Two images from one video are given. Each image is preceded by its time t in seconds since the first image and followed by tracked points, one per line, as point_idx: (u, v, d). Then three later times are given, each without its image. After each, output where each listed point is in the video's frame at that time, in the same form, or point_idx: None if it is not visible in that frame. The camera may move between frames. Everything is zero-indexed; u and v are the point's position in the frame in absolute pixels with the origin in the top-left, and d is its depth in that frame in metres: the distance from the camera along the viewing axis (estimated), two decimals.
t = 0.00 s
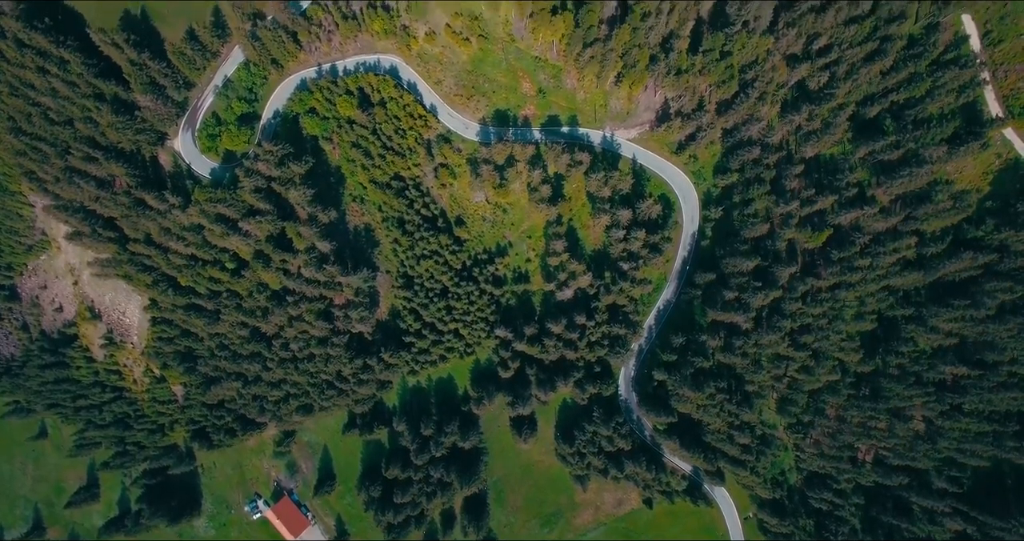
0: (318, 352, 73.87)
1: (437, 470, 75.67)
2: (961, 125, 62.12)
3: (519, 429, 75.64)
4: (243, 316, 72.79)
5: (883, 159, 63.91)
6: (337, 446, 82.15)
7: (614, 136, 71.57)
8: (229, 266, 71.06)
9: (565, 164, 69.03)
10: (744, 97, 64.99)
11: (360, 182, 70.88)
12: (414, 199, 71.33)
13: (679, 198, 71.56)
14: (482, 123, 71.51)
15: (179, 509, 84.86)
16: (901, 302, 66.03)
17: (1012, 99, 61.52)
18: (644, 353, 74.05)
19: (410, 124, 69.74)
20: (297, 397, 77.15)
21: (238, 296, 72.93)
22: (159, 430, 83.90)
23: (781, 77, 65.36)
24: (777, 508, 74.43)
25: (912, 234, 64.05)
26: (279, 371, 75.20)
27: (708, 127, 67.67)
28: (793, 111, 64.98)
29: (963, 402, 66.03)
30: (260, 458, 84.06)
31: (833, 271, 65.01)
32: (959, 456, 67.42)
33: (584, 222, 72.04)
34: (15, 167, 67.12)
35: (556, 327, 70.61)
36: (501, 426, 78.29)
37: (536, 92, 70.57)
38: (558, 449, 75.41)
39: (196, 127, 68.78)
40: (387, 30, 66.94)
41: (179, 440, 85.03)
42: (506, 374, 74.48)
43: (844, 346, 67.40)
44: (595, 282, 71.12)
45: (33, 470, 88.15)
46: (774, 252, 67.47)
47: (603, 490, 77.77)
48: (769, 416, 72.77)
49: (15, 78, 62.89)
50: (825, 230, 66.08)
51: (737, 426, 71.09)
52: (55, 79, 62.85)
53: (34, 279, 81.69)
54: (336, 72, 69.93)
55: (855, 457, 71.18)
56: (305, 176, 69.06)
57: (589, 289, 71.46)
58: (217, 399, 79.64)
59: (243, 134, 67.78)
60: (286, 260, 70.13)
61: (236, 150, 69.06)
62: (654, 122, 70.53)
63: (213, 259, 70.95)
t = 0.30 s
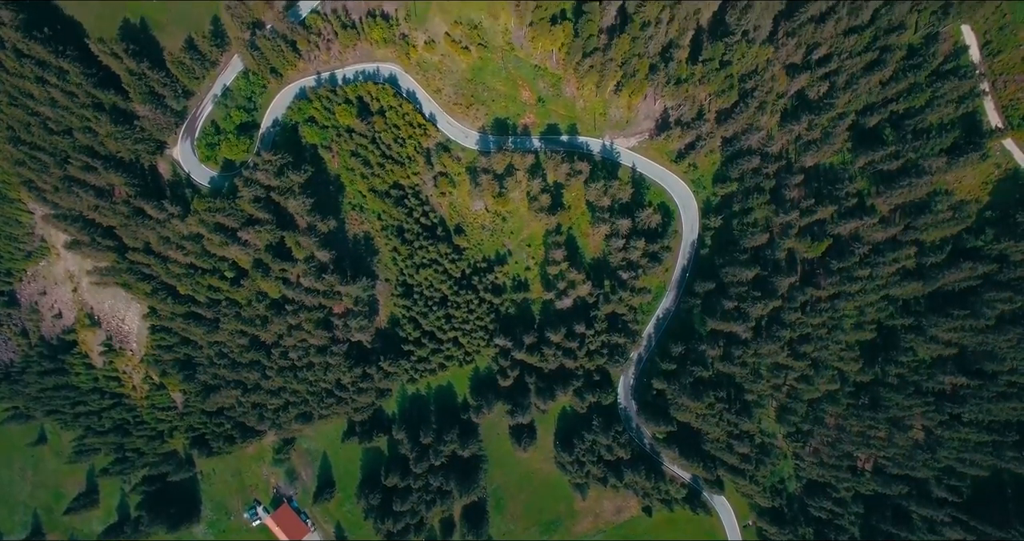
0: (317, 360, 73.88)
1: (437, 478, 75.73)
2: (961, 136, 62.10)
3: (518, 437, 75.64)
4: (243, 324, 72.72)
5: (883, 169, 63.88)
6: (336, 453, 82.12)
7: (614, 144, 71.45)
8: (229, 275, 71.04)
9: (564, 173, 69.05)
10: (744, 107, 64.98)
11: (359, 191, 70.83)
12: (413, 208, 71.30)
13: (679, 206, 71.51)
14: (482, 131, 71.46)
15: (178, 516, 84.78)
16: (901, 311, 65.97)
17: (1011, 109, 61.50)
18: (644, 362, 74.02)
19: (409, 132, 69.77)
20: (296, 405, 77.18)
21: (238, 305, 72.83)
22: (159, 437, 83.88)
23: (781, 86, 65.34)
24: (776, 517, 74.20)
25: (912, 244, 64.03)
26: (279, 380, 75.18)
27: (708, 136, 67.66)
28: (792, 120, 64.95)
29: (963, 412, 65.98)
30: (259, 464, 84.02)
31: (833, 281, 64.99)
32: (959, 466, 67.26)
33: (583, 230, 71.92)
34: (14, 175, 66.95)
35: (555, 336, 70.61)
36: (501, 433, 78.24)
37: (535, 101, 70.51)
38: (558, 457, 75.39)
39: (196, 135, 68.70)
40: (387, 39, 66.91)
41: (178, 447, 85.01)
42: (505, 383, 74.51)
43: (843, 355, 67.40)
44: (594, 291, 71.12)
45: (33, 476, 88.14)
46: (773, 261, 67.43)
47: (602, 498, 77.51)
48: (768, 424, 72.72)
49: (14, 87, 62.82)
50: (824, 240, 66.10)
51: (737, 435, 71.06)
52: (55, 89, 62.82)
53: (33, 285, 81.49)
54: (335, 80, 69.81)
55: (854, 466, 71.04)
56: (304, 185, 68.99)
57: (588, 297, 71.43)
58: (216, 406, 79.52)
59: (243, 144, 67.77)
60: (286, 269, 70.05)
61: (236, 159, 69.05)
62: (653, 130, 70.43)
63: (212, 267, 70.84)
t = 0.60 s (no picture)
0: (317, 371, 73.96)
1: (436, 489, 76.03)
2: (960, 147, 62.07)
3: (518, 447, 75.78)
4: (242, 334, 72.71)
5: (882, 181, 63.83)
6: (336, 462, 82.12)
7: (613, 154, 71.37)
8: (228, 285, 71.02)
9: (564, 184, 69.13)
10: (744, 118, 64.92)
11: (359, 201, 70.79)
12: (412, 218, 71.23)
13: (679, 216, 71.43)
14: (481, 142, 71.43)
15: (177, 524, 84.76)
16: (901, 323, 65.96)
17: (1010, 121, 61.53)
18: (644, 372, 74.00)
19: (408, 143, 69.75)
20: (296, 415, 77.22)
21: (237, 315, 72.77)
22: (158, 445, 83.90)
23: (781, 98, 65.29)
24: (776, 527, 73.95)
25: (911, 256, 64.04)
26: (278, 390, 75.19)
27: (707, 147, 67.66)
28: (792, 131, 64.89)
29: (963, 423, 65.96)
30: (259, 473, 84.00)
31: (832, 293, 65.02)
32: (959, 477, 67.19)
33: (582, 240, 71.81)
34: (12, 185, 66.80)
35: (555, 347, 70.65)
36: (500, 443, 78.22)
37: (535, 111, 70.45)
38: (557, 467, 75.40)
39: (194, 146, 68.62)
40: (385, 49, 66.84)
41: (178, 454, 85.03)
42: (505, 393, 74.54)
43: (843, 367, 67.45)
44: (593, 301, 71.13)
45: (32, 483, 88.15)
46: (773, 272, 67.41)
47: (602, 507, 77.18)
48: (768, 434, 72.69)
49: (13, 99, 62.76)
50: (823, 253, 66.17)
51: (736, 446, 71.09)
52: (54, 101, 62.77)
53: (32, 292, 81.28)
54: (334, 90, 69.67)
55: (854, 476, 70.70)
56: (303, 196, 68.95)
57: (588, 308, 71.44)
58: (216, 415, 79.43)
59: (242, 155, 67.75)
60: (285, 279, 70.00)
61: (235, 170, 69.05)
62: (653, 140, 70.28)
63: (211, 278, 70.80)
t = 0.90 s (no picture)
0: (316, 379, 73.95)
1: (435, 497, 75.94)
2: (960, 158, 62.10)
3: (517, 455, 75.76)
4: (241, 343, 72.66)
5: (882, 191, 63.81)
6: (335, 468, 82.05)
7: (613, 163, 71.30)
8: (227, 294, 70.97)
9: (563, 194, 69.11)
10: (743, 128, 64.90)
11: (358, 210, 70.75)
12: (412, 226, 71.22)
13: (678, 225, 71.39)
14: (480, 150, 71.40)
15: (176, 530, 84.73)
16: (900, 333, 65.94)
17: (1009, 132, 61.61)
18: (643, 380, 74.00)
19: (408, 152, 69.75)
20: (294, 423, 77.16)
21: (236, 323, 72.67)
22: (157, 451, 83.83)
23: (780, 107, 65.26)
24: (775, 535, 73.89)
25: (910, 266, 64.05)
26: (277, 398, 75.20)
27: (707, 156, 67.62)
28: (792, 141, 64.84)
29: (962, 433, 66.00)
30: (258, 479, 83.95)
31: (831, 303, 65.03)
32: (958, 487, 67.11)
33: (582, 249, 71.79)
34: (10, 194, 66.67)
35: (554, 356, 70.66)
36: (499, 450, 78.20)
37: (534, 120, 70.40)
38: (556, 475, 75.36)
39: (193, 155, 68.59)
40: (384, 58, 66.76)
41: (177, 461, 84.99)
42: (504, 401, 74.55)
43: (842, 377, 67.43)
44: (593, 310, 71.11)
45: (31, 489, 88.12)
46: (772, 282, 67.38)
47: (600, 515, 77.11)
48: (767, 443, 72.63)
49: (12, 109, 62.65)
50: (823, 263, 66.16)
51: (735, 455, 71.06)
52: (52, 110, 62.66)
53: (32, 298, 81.04)
54: (333, 99, 69.60)
55: (853, 484, 70.40)
56: (302, 205, 68.92)
57: (587, 316, 71.44)
58: (214, 423, 79.33)
59: (241, 164, 67.71)
60: (284, 288, 69.95)
61: (234, 179, 69.05)
62: (653, 149, 70.14)
63: (210, 287, 70.72)
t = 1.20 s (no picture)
0: (316, 389, 73.98)
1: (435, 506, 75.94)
2: (960, 169, 62.06)
3: (516, 465, 75.77)
4: (241, 353, 72.60)
5: (882, 202, 63.73)
6: (335, 476, 82.01)
7: (612, 173, 71.16)
8: (226, 304, 70.92)
9: (563, 204, 69.10)
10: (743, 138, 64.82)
11: (357, 219, 70.67)
12: (411, 236, 71.14)
13: (677, 235, 71.29)
14: (480, 160, 71.32)
15: (176, 537, 84.77)
16: (900, 344, 65.88)
17: (1009, 144, 61.68)
18: (642, 390, 73.96)
19: (407, 161, 69.66)
20: (294, 432, 77.22)
21: (236, 333, 72.60)
22: (157, 458, 83.84)
23: (780, 118, 65.16)
24: None
25: (910, 277, 64.04)
26: (277, 407, 75.20)
27: (707, 166, 67.50)
28: (792, 152, 64.75)
29: (962, 444, 66.01)
30: (258, 487, 83.93)
31: (831, 315, 65.02)
32: (958, 497, 67.09)
33: (581, 258, 71.74)
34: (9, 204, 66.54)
35: (553, 366, 70.65)
36: (499, 459, 78.22)
37: (534, 129, 70.27)
38: (556, 484, 75.33)
39: (192, 165, 68.53)
40: (383, 68, 66.63)
41: (176, 468, 84.98)
42: (503, 411, 74.57)
43: (842, 388, 67.39)
44: (592, 320, 71.07)
45: (31, 495, 88.14)
46: (772, 293, 67.35)
47: (600, 524, 77.12)
48: (767, 453, 72.57)
49: (11, 120, 62.55)
50: (822, 274, 66.09)
51: (735, 465, 71.01)
52: (51, 121, 62.56)
53: (31, 305, 80.46)
54: (332, 109, 69.48)
55: (853, 494, 70.27)
56: (302, 215, 68.90)
57: (586, 326, 71.45)
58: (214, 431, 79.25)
59: (240, 175, 67.65)
60: (283, 298, 69.90)
61: (233, 190, 69.00)
62: (652, 158, 69.95)
63: (209, 297, 70.65)
